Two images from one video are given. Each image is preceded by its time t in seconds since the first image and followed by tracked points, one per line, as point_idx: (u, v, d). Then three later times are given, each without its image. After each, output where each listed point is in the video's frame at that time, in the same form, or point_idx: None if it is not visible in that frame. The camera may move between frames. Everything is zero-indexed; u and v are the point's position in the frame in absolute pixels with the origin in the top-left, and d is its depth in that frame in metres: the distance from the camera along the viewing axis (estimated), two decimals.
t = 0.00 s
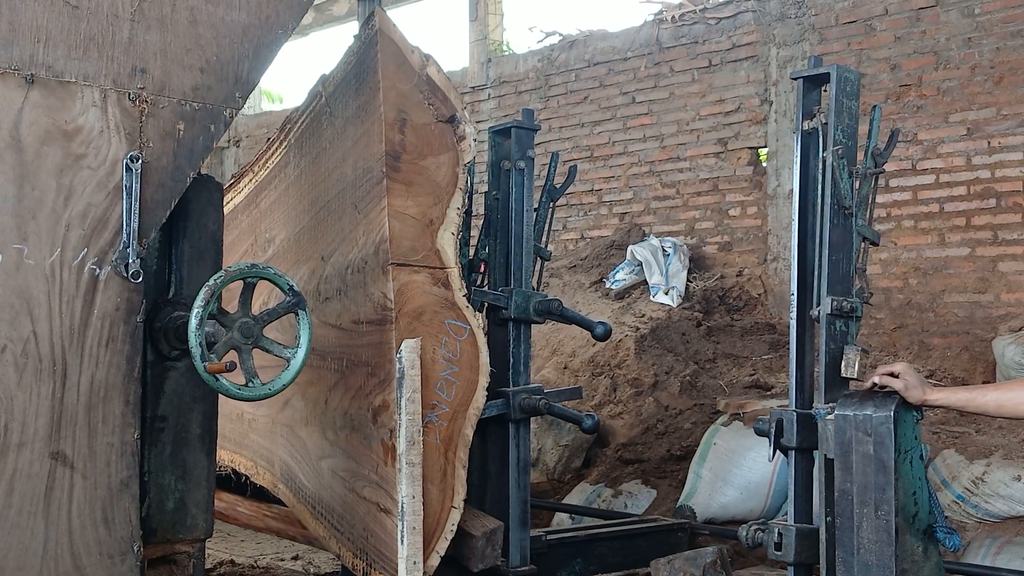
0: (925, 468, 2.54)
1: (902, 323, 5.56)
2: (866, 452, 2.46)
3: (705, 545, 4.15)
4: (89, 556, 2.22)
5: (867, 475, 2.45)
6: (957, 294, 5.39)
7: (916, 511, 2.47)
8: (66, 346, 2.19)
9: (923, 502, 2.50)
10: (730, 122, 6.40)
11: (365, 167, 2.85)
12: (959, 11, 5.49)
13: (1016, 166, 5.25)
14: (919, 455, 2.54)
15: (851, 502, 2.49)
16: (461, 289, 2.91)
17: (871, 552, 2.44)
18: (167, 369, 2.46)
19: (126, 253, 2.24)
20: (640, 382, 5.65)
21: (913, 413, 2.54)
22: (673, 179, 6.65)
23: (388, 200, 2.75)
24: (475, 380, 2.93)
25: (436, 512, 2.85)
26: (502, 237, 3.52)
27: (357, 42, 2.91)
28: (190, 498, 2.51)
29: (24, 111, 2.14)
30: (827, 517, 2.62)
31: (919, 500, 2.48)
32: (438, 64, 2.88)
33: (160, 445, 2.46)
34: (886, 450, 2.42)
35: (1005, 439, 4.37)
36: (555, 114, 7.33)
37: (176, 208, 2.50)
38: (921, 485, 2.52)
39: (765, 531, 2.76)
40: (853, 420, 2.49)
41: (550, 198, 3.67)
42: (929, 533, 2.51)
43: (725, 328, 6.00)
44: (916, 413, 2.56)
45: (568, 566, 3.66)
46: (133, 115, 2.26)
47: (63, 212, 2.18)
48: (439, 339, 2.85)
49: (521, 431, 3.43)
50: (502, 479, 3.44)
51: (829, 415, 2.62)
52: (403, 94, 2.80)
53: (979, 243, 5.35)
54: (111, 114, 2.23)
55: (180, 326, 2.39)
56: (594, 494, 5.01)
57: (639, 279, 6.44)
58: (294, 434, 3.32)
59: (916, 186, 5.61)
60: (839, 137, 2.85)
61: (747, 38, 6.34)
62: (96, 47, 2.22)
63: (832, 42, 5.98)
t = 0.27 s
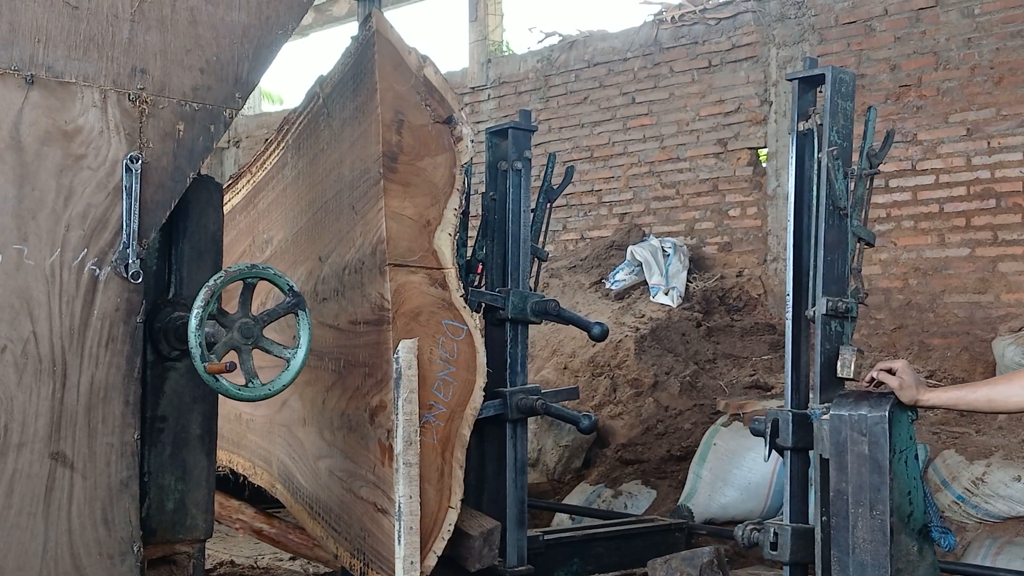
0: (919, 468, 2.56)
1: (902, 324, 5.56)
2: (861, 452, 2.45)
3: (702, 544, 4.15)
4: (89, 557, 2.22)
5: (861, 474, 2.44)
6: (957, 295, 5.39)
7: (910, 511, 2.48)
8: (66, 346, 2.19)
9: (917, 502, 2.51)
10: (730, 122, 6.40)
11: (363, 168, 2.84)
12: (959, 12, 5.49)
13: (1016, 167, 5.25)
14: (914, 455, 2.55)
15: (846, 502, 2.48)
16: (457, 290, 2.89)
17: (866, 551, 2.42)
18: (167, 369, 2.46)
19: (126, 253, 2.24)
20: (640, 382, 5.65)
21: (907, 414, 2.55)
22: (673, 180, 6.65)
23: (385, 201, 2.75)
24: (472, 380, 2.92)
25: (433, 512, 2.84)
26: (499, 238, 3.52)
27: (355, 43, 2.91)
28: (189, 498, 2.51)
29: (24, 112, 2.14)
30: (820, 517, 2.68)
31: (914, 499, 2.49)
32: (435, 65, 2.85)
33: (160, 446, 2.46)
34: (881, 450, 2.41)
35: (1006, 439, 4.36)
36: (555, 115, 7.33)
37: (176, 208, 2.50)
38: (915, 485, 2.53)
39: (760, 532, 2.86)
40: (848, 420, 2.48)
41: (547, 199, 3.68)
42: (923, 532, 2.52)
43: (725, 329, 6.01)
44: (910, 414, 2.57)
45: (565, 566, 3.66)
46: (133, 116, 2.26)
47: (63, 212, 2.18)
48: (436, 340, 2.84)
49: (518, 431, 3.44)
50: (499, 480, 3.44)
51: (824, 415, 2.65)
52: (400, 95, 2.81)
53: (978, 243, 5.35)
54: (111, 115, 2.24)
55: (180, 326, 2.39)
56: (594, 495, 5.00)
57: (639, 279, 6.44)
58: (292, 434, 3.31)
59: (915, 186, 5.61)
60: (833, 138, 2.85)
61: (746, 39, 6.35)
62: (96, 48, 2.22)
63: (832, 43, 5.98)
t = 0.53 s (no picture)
0: (913, 466, 2.55)
1: (901, 323, 5.56)
2: (855, 451, 2.45)
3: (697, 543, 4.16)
4: (88, 557, 2.22)
5: (855, 473, 2.45)
6: (957, 294, 5.39)
7: (904, 510, 2.47)
8: (65, 346, 2.19)
9: (911, 501, 2.50)
10: (729, 122, 6.40)
11: (359, 167, 2.84)
12: (958, 11, 5.50)
13: (1015, 166, 5.25)
14: (908, 453, 2.54)
15: (840, 500, 2.48)
16: (454, 289, 2.88)
17: (860, 550, 2.43)
18: (167, 369, 2.46)
19: (126, 253, 2.24)
20: (640, 381, 5.64)
21: (901, 413, 2.54)
22: (672, 179, 6.65)
23: (382, 201, 2.75)
24: (468, 379, 2.92)
25: (429, 511, 2.84)
26: (495, 238, 3.52)
27: (351, 43, 2.91)
28: (189, 498, 2.51)
29: (24, 112, 2.14)
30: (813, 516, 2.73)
31: (908, 498, 2.48)
32: (432, 65, 2.85)
33: (160, 445, 2.46)
34: (875, 449, 2.41)
35: (1005, 438, 4.36)
36: (554, 114, 7.33)
37: (176, 208, 2.50)
38: (909, 484, 2.52)
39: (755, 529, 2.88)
40: (842, 419, 2.49)
41: (544, 198, 3.67)
42: (917, 531, 2.50)
43: (725, 328, 6.00)
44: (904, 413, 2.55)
45: (562, 565, 3.66)
46: (132, 115, 2.26)
47: (62, 212, 2.18)
48: (432, 339, 2.84)
49: (514, 430, 3.44)
50: (496, 479, 3.45)
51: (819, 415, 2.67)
52: (397, 96, 2.81)
53: (978, 243, 5.35)
54: (111, 114, 2.23)
55: (179, 326, 2.39)
56: (594, 494, 5.00)
57: (638, 278, 6.43)
58: (289, 434, 3.31)
59: (915, 185, 5.61)
60: (828, 138, 2.86)
61: (746, 38, 6.35)
62: (95, 47, 2.22)
63: (832, 42, 5.98)
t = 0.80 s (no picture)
0: (907, 465, 2.54)
1: (901, 322, 5.55)
2: (849, 449, 2.45)
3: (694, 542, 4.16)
4: (88, 556, 2.22)
5: (850, 472, 2.45)
6: (956, 293, 5.39)
7: (898, 508, 2.46)
8: (65, 345, 2.19)
9: (905, 499, 2.49)
10: (729, 121, 6.40)
11: (356, 167, 2.84)
12: (958, 10, 5.50)
13: (1015, 165, 5.26)
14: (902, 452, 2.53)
15: (834, 499, 2.49)
16: (451, 288, 2.91)
17: (855, 548, 2.43)
18: (167, 368, 2.46)
19: (126, 251, 2.24)
20: (640, 380, 5.64)
21: (895, 412, 2.54)
22: (672, 178, 6.65)
23: (379, 201, 2.75)
24: (465, 378, 2.94)
25: (426, 510, 2.83)
26: (493, 237, 3.53)
27: (348, 43, 2.90)
28: (189, 497, 2.50)
29: (23, 110, 2.13)
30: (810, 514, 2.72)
31: (902, 497, 2.47)
32: (429, 65, 2.86)
33: (160, 444, 2.46)
34: (869, 447, 2.41)
35: (1005, 437, 4.37)
36: (554, 113, 7.33)
37: (175, 206, 2.49)
38: (904, 482, 2.51)
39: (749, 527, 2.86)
40: (836, 418, 2.49)
41: (541, 198, 3.67)
42: (912, 529, 2.49)
43: (725, 327, 6.00)
44: (898, 412, 2.55)
45: (559, 563, 3.66)
46: (132, 114, 2.26)
47: (62, 210, 2.17)
48: (429, 338, 2.86)
49: (511, 429, 3.43)
50: (493, 478, 3.46)
51: (813, 414, 2.67)
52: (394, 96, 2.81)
53: (978, 242, 5.35)
54: (110, 113, 2.23)
55: (179, 324, 2.39)
56: (593, 493, 4.99)
57: (638, 278, 6.43)
58: (287, 433, 3.31)
59: (915, 184, 5.61)
60: (823, 137, 2.86)
61: (746, 37, 6.35)
62: (95, 46, 2.22)
63: (832, 41, 5.98)
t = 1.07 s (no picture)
0: (902, 466, 2.55)
1: (901, 324, 5.55)
2: (844, 451, 2.46)
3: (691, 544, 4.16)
4: (88, 558, 2.21)
5: (845, 473, 2.45)
6: (956, 295, 5.39)
7: (894, 509, 2.48)
8: (65, 347, 2.19)
9: (900, 500, 2.50)
10: (729, 123, 6.40)
11: (353, 169, 2.85)
12: (958, 12, 5.50)
13: (1015, 167, 5.26)
14: (898, 453, 2.54)
15: (830, 500, 2.49)
16: (448, 290, 2.91)
17: (850, 549, 2.43)
18: (166, 370, 2.46)
19: (126, 253, 2.24)
20: (640, 382, 5.64)
21: (890, 414, 2.54)
22: (672, 180, 6.65)
23: (376, 203, 2.75)
24: (462, 380, 2.95)
25: (422, 512, 2.87)
26: (490, 239, 3.52)
27: (346, 46, 2.91)
28: (188, 499, 2.50)
29: (23, 112, 2.13)
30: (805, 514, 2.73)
31: (897, 498, 2.49)
32: (426, 68, 2.86)
33: (159, 446, 2.46)
34: (864, 449, 2.42)
35: (1005, 439, 4.37)
36: (554, 115, 7.34)
37: (175, 208, 2.49)
38: (899, 483, 2.52)
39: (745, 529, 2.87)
40: (831, 419, 2.48)
41: (538, 200, 3.68)
42: (907, 530, 2.51)
43: (725, 330, 6.02)
44: (892, 413, 2.56)
45: (556, 565, 3.66)
46: (132, 116, 2.26)
47: (62, 213, 2.17)
48: (426, 340, 2.87)
49: (508, 431, 3.43)
50: (490, 480, 3.43)
51: (809, 416, 2.67)
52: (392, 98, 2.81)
53: (977, 244, 5.35)
54: (110, 115, 2.23)
55: (179, 327, 2.39)
56: (593, 495, 4.97)
57: (638, 280, 6.42)
58: (284, 435, 3.31)
59: (914, 186, 5.61)
60: (818, 140, 2.87)
61: (745, 39, 6.35)
62: (95, 48, 2.22)
63: (831, 43, 5.98)
